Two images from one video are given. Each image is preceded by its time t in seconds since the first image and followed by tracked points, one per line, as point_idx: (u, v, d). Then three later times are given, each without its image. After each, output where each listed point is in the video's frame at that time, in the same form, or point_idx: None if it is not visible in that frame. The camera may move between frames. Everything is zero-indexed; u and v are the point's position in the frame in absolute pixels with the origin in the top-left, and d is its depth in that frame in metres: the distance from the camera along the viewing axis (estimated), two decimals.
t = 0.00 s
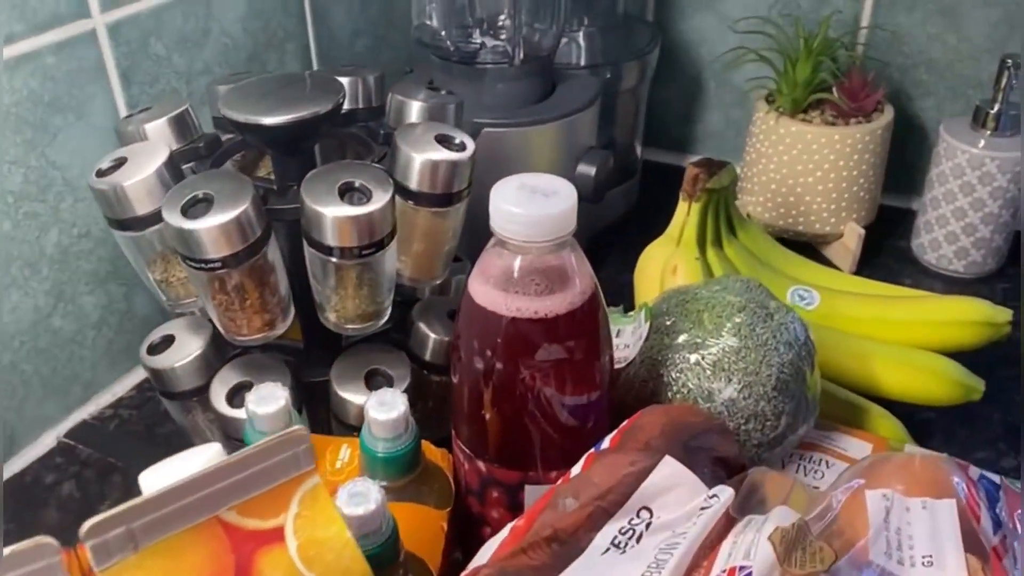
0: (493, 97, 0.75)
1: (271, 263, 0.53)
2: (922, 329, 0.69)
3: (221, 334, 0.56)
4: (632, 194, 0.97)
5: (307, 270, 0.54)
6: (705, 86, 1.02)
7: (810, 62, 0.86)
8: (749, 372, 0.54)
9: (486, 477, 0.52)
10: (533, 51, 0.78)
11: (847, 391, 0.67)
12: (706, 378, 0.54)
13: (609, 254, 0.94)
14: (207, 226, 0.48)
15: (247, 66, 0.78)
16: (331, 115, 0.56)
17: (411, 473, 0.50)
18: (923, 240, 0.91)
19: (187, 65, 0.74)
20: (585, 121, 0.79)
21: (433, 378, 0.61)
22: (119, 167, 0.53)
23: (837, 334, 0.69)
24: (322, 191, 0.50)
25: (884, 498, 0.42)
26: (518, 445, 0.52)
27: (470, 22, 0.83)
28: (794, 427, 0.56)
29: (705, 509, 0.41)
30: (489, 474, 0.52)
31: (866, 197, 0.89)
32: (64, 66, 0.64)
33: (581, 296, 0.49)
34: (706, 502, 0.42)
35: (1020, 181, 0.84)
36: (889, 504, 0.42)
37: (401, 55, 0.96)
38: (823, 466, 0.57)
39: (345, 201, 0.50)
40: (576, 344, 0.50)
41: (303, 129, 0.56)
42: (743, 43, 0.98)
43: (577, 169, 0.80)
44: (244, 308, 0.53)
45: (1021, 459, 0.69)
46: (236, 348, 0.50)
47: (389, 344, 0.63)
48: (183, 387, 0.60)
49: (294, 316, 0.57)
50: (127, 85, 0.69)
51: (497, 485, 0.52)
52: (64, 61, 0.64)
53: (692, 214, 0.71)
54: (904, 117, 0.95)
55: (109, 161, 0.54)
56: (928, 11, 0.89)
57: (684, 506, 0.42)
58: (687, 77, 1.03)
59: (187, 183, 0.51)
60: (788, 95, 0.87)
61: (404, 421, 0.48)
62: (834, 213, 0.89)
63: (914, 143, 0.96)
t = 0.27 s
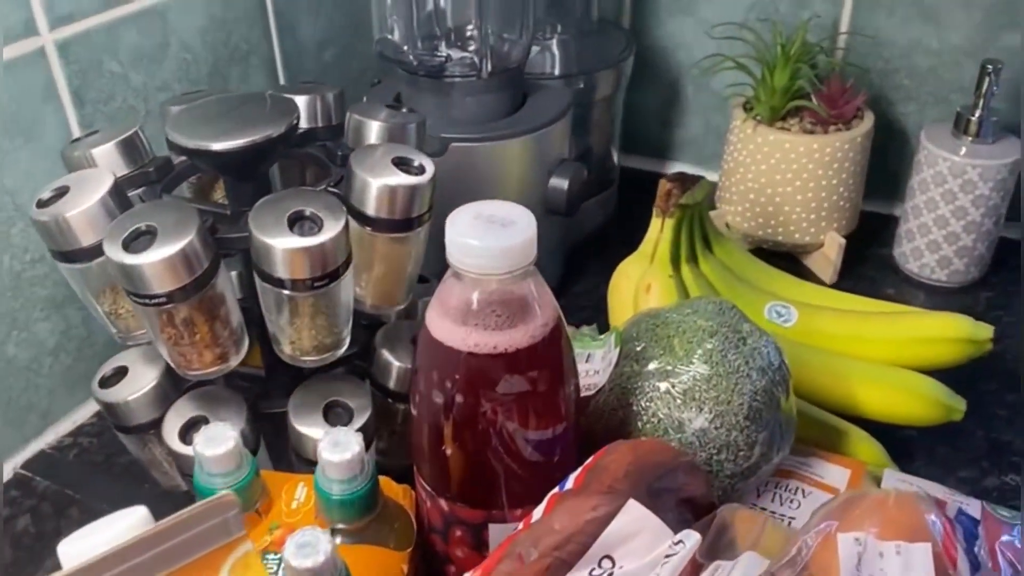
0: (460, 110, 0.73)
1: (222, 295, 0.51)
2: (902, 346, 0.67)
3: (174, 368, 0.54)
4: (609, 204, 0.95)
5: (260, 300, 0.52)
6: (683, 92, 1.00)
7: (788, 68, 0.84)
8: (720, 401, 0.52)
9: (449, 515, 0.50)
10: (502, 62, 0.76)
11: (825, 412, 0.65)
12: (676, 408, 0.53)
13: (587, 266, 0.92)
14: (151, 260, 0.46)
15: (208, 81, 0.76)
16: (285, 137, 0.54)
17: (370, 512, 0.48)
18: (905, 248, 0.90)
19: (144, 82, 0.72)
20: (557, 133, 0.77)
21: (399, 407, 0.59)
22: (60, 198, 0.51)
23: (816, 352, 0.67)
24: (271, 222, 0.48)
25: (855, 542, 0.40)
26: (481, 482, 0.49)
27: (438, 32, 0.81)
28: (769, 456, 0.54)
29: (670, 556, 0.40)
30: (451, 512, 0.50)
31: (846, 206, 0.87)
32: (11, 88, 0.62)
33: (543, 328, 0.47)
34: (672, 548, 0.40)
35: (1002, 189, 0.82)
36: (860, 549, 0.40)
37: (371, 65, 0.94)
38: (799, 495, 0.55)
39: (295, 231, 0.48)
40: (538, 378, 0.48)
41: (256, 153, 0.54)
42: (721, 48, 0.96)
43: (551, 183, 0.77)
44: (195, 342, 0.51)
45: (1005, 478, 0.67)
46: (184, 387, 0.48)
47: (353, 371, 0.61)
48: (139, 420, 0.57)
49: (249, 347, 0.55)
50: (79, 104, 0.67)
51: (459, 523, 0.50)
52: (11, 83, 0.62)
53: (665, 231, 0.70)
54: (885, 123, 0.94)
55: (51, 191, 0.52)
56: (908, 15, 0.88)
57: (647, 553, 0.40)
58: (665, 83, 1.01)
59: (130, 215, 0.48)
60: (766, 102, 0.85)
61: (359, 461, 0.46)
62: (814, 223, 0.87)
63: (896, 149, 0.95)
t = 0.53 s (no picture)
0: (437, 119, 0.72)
1: (189, 318, 0.50)
2: (885, 355, 0.67)
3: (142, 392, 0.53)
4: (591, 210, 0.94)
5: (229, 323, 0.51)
6: (665, 95, 0.99)
7: (769, 71, 0.83)
8: (699, 418, 0.51)
9: (424, 540, 0.49)
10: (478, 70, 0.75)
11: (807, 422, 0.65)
12: (654, 426, 0.52)
13: (569, 273, 0.91)
14: (114, 285, 0.45)
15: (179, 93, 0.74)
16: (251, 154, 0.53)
17: (344, 539, 0.47)
18: (889, 251, 0.89)
19: (113, 95, 0.70)
20: (535, 141, 0.76)
21: (374, 426, 0.58)
22: (21, 221, 0.50)
23: (798, 361, 0.67)
24: (236, 244, 0.47)
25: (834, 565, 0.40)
26: (455, 505, 0.49)
27: (414, 39, 0.80)
28: (749, 472, 0.53)
29: None
30: (426, 536, 0.49)
31: (829, 210, 0.86)
32: None
33: (515, 349, 0.46)
34: None
35: (985, 191, 0.82)
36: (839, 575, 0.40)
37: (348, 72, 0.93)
38: (780, 511, 0.55)
39: (262, 253, 0.47)
40: (512, 400, 0.47)
41: (222, 172, 0.53)
42: (702, 50, 0.95)
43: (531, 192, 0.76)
44: (162, 366, 0.50)
45: (990, 485, 0.66)
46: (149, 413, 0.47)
47: (329, 388, 0.60)
48: (110, 443, 0.55)
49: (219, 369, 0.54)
50: (46, 120, 0.66)
51: (434, 548, 0.49)
52: None
53: (645, 240, 0.68)
54: (868, 124, 0.93)
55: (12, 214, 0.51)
56: (889, 16, 0.87)
57: None
58: (646, 86, 1.00)
59: (92, 239, 0.47)
60: (747, 105, 0.85)
61: (329, 488, 0.46)
62: (797, 227, 0.87)
63: (879, 150, 0.94)
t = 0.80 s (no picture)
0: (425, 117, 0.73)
1: (179, 318, 0.50)
2: (874, 347, 0.67)
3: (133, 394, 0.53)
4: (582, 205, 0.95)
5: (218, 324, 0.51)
6: (655, 90, 0.99)
7: (757, 66, 0.83)
8: (689, 413, 0.52)
9: (418, 537, 0.49)
10: (467, 68, 0.75)
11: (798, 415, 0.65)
12: (644, 421, 0.52)
13: (560, 268, 0.91)
14: (104, 287, 0.45)
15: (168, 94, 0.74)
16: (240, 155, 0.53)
17: (337, 536, 0.48)
18: (879, 243, 0.89)
19: (102, 97, 0.70)
20: (525, 137, 0.76)
21: (366, 424, 0.58)
22: (10, 223, 0.50)
23: (788, 354, 0.67)
24: (225, 246, 0.47)
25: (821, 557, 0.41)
26: (448, 502, 0.49)
27: (402, 38, 0.80)
28: (739, 465, 0.53)
29: None
30: (419, 534, 0.49)
31: (818, 203, 0.87)
32: None
33: (504, 346, 0.47)
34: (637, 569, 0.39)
35: (973, 183, 0.82)
36: (826, 567, 0.41)
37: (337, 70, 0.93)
38: (770, 504, 0.55)
39: (251, 254, 0.47)
40: (502, 397, 0.47)
41: (211, 173, 0.53)
42: (690, 45, 0.95)
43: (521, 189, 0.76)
44: (153, 367, 0.50)
45: (979, 475, 0.67)
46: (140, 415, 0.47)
47: (320, 388, 0.60)
48: (103, 445, 0.55)
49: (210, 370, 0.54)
50: (35, 121, 0.66)
51: (427, 544, 0.49)
52: None
53: (635, 235, 0.69)
54: (856, 117, 0.93)
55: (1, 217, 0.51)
56: (876, 9, 0.87)
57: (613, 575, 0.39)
58: (635, 82, 1.00)
59: (81, 242, 0.47)
60: (736, 100, 0.85)
61: (322, 487, 0.46)
62: (787, 220, 0.87)
63: (868, 143, 0.94)
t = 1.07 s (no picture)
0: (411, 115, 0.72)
1: (161, 320, 0.50)
2: (860, 341, 0.67)
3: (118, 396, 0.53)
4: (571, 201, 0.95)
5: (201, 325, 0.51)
6: (642, 86, 0.99)
7: (744, 61, 0.83)
8: (672, 409, 0.52)
9: (401, 536, 0.50)
10: (452, 65, 0.75)
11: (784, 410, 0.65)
12: (627, 417, 0.52)
13: (548, 265, 0.91)
14: (84, 290, 0.45)
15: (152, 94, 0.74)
16: (221, 154, 0.53)
17: (321, 536, 0.48)
18: (866, 237, 0.89)
19: (85, 97, 0.70)
20: (511, 134, 0.76)
21: (352, 423, 0.59)
22: None
23: (773, 349, 0.67)
24: (205, 247, 0.47)
25: (801, 551, 0.41)
26: (431, 500, 0.49)
27: (387, 35, 0.80)
28: (722, 460, 0.54)
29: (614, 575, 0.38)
30: (402, 532, 0.49)
31: (806, 198, 0.87)
32: None
33: (486, 345, 0.47)
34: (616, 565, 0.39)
35: (959, 176, 0.82)
36: (805, 561, 0.41)
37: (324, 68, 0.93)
38: (754, 498, 0.55)
39: (231, 255, 0.47)
40: (484, 395, 0.47)
41: (191, 174, 0.53)
42: (677, 40, 0.95)
43: (507, 185, 0.76)
44: (136, 368, 0.50)
45: (965, 468, 0.67)
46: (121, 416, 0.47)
47: (305, 388, 0.60)
48: (87, 447, 0.55)
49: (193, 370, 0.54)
50: (17, 122, 0.65)
51: (411, 543, 0.49)
52: None
53: (620, 232, 0.69)
54: (844, 111, 0.93)
55: None
56: (862, 2, 0.87)
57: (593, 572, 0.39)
58: (623, 77, 1.00)
59: (61, 244, 0.47)
60: (722, 95, 0.85)
61: (303, 488, 0.46)
62: (774, 215, 0.87)
63: (855, 137, 0.94)
